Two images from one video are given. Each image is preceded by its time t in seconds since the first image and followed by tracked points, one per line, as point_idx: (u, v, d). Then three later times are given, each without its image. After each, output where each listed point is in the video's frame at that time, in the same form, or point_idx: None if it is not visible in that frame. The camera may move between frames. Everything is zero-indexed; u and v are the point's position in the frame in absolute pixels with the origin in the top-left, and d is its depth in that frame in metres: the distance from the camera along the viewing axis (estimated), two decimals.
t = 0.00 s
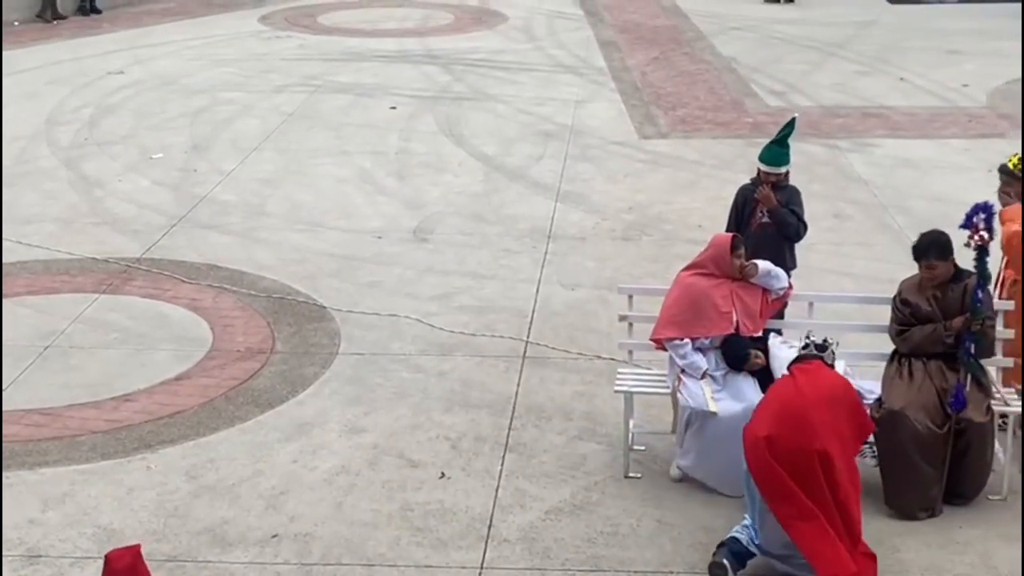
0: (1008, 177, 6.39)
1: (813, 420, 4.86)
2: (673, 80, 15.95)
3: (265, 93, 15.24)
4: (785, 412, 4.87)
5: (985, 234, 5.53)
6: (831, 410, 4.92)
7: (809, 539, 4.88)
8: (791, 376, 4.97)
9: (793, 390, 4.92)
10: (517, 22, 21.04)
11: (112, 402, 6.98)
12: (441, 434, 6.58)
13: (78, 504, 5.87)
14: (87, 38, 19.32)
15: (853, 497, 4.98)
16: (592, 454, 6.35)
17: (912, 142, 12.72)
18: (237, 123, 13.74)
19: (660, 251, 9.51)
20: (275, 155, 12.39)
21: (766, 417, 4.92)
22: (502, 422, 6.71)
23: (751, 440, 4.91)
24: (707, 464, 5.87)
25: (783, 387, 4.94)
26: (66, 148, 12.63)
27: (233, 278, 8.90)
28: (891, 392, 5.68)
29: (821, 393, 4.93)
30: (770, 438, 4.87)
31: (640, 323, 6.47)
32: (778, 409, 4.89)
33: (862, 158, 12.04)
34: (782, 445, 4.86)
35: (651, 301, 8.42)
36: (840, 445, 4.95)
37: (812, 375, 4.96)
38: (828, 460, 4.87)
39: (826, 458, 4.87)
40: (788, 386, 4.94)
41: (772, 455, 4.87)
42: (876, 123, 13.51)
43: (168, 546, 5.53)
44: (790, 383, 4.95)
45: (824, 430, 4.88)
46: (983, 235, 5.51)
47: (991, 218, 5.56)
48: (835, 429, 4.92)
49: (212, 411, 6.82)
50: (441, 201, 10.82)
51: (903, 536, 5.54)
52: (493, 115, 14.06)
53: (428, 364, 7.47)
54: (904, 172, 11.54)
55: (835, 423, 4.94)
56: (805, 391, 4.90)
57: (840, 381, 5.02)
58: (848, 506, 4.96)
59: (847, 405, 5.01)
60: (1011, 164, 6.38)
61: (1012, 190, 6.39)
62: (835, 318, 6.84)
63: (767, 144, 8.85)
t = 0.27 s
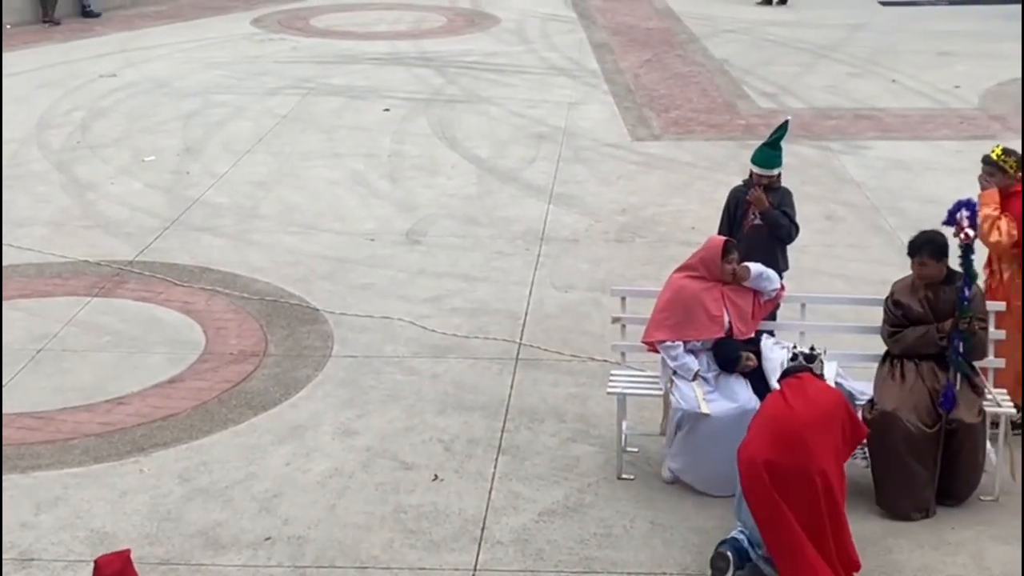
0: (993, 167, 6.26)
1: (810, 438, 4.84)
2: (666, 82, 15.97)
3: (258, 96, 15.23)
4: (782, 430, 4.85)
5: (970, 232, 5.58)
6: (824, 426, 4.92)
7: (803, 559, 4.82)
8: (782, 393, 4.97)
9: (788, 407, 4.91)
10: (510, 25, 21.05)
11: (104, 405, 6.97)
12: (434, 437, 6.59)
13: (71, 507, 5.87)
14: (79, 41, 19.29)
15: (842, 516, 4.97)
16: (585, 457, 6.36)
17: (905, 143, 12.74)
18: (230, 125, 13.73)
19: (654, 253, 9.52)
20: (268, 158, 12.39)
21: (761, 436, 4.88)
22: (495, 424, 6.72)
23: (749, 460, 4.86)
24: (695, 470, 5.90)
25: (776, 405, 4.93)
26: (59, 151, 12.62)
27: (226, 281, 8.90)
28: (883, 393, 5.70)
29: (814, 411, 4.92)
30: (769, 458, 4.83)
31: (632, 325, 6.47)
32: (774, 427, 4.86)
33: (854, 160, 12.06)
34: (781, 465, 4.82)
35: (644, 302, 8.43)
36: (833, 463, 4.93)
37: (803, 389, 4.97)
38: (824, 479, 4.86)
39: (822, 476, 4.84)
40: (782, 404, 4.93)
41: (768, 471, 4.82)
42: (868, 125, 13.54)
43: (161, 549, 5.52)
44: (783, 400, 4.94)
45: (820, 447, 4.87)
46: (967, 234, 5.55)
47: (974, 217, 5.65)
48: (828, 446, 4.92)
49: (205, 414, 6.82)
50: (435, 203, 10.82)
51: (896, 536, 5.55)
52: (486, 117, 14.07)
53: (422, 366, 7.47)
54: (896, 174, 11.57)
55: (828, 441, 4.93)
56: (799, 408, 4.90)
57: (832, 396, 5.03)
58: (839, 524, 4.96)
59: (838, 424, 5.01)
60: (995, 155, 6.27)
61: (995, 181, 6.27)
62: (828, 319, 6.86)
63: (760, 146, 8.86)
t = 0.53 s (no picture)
0: (965, 167, 6.27)
1: (803, 435, 4.83)
2: (657, 84, 15.98)
3: (249, 98, 15.21)
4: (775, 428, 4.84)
5: (958, 231, 5.56)
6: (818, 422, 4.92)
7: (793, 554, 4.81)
8: (776, 389, 4.96)
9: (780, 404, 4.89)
10: (502, 26, 21.05)
11: (95, 407, 6.96)
12: (426, 438, 6.58)
13: (61, 509, 5.86)
14: (69, 43, 19.25)
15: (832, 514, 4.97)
16: (576, 458, 6.36)
17: (895, 144, 12.77)
18: (221, 127, 13.71)
19: (645, 254, 9.52)
20: (259, 159, 12.37)
21: (756, 432, 4.86)
22: (486, 425, 6.71)
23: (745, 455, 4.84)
24: (689, 469, 5.92)
25: (771, 401, 4.92)
26: (49, 153, 12.60)
27: (218, 283, 8.89)
28: (874, 393, 5.70)
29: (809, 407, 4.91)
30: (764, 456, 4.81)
31: (624, 326, 6.47)
32: (768, 422, 4.85)
33: (845, 161, 12.08)
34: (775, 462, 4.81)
35: (635, 303, 8.44)
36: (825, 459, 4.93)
37: (796, 385, 4.98)
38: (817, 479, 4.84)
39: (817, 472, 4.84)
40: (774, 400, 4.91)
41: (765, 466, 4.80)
42: (859, 127, 13.56)
43: (152, 551, 5.51)
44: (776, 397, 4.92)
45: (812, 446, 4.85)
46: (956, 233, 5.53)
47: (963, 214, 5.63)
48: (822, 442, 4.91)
49: (196, 416, 6.81)
50: (426, 205, 10.82)
51: (886, 537, 5.56)
52: (477, 119, 14.07)
53: (413, 368, 7.47)
54: (887, 175, 11.59)
55: (821, 438, 4.93)
56: (794, 404, 4.89)
57: (825, 394, 5.04)
58: (827, 522, 4.95)
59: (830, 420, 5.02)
60: (968, 155, 6.26)
61: (967, 181, 6.30)
62: (819, 319, 6.87)
63: (751, 147, 8.88)
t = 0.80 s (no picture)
0: (939, 165, 6.21)
1: (817, 408, 4.79)
2: (649, 84, 15.99)
3: (240, 98, 15.18)
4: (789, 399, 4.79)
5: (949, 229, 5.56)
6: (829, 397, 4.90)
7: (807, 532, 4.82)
8: (789, 363, 4.91)
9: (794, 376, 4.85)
10: (493, 26, 21.04)
11: (86, 408, 6.94)
12: (418, 439, 6.57)
13: (51, 511, 5.84)
14: (60, 43, 19.21)
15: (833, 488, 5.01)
16: (568, 458, 6.35)
17: (887, 144, 12.79)
18: (212, 127, 13.69)
19: (637, 254, 9.52)
20: (251, 160, 12.35)
21: (770, 404, 4.82)
22: (478, 426, 6.71)
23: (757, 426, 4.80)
24: (680, 470, 5.91)
25: (786, 375, 4.86)
26: (40, 154, 12.57)
27: (209, 284, 8.87)
28: (865, 393, 5.70)
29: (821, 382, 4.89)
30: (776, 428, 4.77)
31: (616, 325, 6.46)
32: (780, 392, 4.81)
33: (837, 161, 12.10)
34: (788, 435, 4.77)
35: (627, 304, 8.44)
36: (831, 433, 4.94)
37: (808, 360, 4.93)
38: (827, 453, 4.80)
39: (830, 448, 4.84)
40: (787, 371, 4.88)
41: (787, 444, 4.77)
42: (851, 127, 13.58)
43: (143, 552, 5.50)
44: (789, 369, 4.88)
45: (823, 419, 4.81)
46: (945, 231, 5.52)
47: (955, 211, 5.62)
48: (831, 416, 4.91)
49: (187, 418, 6.79)
50: (418, 205, 10.81)
51: (878, 537, 5.56)
52: (469, 119, 14.06)
53: (405, 368, 7.46)
54: (878, 175, 11.61)
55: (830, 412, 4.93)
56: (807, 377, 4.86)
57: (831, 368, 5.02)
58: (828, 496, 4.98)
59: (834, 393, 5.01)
60: (942, 154, 6.20)
61: (940, 178, 6.24)
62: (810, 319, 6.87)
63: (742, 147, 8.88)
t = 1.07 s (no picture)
0: (920, 155, 6.27)
1: (836, 368, 4.87)
2: (642, 82, 15.99)
3: (233, 97, 15.15)
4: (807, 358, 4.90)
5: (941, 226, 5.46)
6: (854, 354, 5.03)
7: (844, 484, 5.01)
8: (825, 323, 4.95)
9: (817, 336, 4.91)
10: (486, 25, 21.02)
11: (79, 407, 6.92)
12: (411, 437, 6.57)
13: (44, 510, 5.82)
14: (51, 42, 19.15)
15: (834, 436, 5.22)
16: (562, 457, 6.35)
17: (880, 143, 12.80)
18: (205, 126, 13.65)
19: (631, 252, 9.52)
20: (243, 158, 12.33)
21: (790, 361, 4.94)
22: (472, 424, 6.70)
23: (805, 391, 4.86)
24: (674, 468, 5.89)
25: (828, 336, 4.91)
26: (32, 152, 12.53)
27: (202, 282, 8.86)
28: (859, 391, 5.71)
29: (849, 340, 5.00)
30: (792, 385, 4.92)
31: (609, 323, 6.46)
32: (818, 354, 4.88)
33: (830, 160, 12.10)
34: (803, 393, 4.90)
35: (620, 302, 8.44)
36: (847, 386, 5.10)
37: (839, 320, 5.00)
38: (846, 411, 4.90)
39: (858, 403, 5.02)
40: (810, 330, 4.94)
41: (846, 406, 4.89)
42: (844, 125, 13.59)
43: (136, 551, 5.48)
44: (815, 328, 4.93)
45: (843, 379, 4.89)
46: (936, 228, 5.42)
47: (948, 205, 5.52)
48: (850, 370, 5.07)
49: (180, 416, 6.78)
50: (411, 203, 10.80)
51: (871, 535, 5.56)
52: (462, 117, 14.05)
53: (398, 367, 7.45)
54: (871, 174, 11.62)
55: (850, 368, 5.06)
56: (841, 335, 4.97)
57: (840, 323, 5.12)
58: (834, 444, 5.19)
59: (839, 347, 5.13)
60: (922, 144, 6.27)
61: (921, 168, 6.30)
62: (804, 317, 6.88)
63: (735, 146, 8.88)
